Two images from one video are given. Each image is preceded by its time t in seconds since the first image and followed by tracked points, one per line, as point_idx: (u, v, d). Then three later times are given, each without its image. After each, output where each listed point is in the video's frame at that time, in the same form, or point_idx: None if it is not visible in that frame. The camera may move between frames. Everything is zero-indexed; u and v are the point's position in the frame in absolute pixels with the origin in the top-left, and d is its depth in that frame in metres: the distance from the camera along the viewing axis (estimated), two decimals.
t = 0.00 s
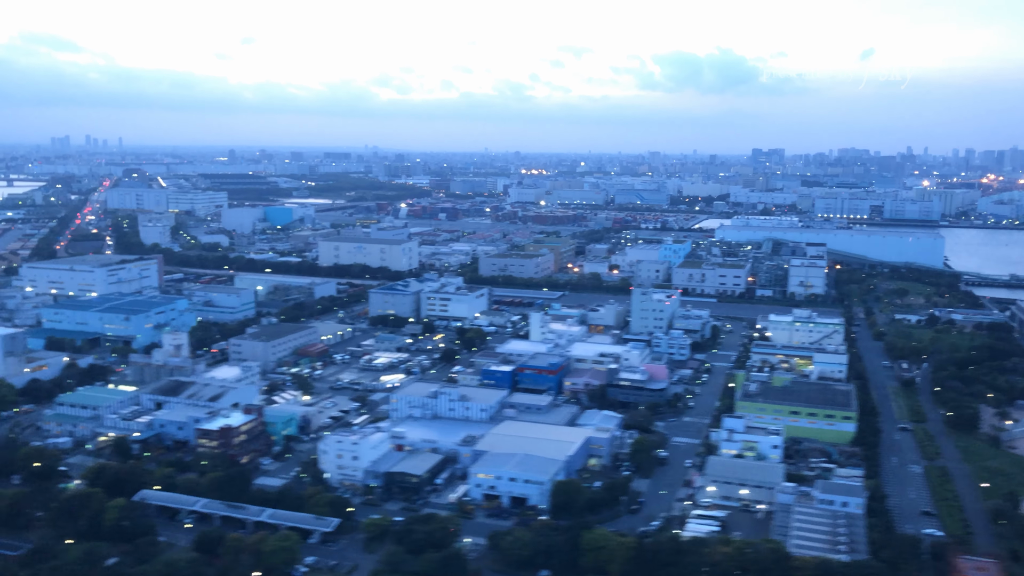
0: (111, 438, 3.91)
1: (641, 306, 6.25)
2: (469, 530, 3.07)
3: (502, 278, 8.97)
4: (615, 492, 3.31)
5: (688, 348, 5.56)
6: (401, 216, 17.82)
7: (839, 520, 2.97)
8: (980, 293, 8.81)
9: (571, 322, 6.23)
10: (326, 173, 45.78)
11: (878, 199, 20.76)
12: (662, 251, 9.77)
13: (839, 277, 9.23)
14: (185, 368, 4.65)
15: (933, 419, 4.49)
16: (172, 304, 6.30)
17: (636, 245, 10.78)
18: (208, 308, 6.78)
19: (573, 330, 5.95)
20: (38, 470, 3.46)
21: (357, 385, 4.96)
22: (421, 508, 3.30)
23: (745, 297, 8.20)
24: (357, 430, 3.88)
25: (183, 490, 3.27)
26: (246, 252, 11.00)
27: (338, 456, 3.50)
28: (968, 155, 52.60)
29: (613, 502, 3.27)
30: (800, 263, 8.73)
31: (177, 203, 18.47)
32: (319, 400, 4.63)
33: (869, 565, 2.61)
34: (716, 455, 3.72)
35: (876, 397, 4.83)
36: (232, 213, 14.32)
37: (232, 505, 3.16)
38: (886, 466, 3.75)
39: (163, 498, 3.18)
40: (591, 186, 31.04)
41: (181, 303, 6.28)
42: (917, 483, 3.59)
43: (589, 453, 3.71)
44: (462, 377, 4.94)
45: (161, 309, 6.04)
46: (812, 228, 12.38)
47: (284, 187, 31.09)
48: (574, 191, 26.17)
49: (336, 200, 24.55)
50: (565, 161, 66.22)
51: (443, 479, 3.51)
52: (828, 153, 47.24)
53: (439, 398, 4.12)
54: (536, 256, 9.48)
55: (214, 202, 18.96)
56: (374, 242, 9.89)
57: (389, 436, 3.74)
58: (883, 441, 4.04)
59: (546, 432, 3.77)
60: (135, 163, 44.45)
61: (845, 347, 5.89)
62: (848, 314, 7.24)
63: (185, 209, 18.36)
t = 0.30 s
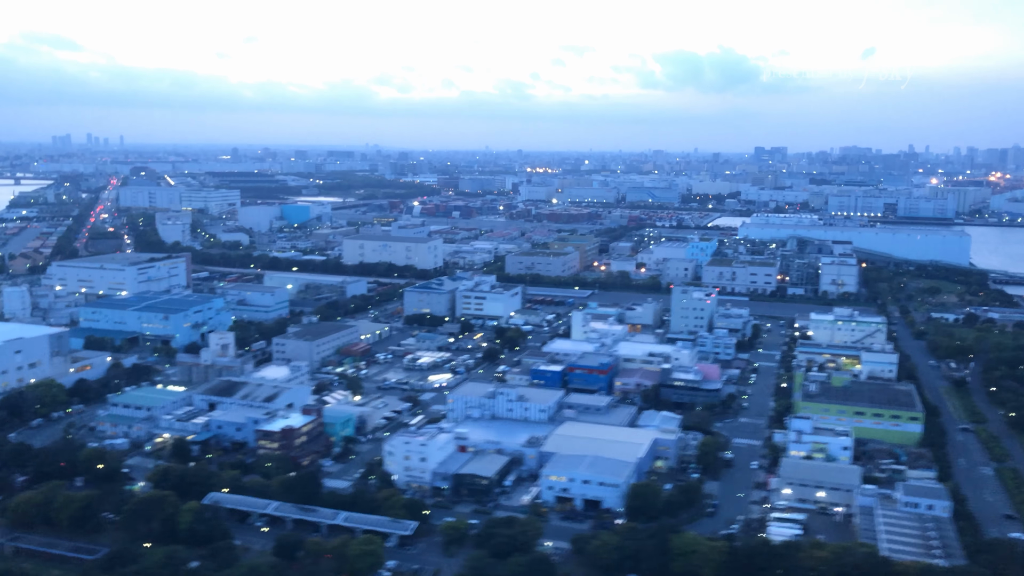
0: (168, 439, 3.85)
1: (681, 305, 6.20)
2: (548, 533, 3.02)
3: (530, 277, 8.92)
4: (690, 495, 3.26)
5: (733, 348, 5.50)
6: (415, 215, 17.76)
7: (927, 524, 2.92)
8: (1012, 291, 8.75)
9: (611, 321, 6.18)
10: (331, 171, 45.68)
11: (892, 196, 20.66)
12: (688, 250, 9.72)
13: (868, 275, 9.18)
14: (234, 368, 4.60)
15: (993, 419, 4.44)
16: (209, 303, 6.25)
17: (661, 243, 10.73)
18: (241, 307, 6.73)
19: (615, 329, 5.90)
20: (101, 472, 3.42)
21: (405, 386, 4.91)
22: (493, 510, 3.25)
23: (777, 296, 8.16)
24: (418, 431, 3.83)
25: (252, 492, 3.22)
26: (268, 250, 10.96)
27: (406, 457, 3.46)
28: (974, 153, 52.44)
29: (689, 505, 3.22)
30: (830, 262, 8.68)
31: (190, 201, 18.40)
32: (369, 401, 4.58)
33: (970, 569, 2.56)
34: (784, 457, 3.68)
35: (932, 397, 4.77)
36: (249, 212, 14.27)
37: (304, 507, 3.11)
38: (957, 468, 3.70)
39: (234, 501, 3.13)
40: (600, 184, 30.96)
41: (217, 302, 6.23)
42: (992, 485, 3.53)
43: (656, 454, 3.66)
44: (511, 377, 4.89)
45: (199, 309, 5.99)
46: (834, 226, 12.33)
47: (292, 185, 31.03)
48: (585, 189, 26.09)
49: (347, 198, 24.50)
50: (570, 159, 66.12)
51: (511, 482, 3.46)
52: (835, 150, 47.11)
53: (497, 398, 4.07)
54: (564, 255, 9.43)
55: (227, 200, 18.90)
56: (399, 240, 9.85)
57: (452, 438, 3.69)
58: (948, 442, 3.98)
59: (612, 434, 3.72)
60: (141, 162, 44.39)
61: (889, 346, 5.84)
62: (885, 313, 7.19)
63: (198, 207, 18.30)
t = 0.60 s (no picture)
0: (226, 442, 3.80)
1: (722, 305, 6.17)
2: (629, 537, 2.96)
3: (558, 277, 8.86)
4: (768, 497, 3.20)
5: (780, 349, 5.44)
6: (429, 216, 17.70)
7: (1019, 528, 2.87)
8: None
9: (651, 321, 6.13)
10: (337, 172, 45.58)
11: (905, 197, 20.57)
12: (715, 250, 9.68)
13: (898, 275, 9.11)
14: (284, 370, 4.55)
15: None
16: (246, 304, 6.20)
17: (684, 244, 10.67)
18: (276, 308, 6.68)
19: (657, 329, 5.84)
20: (166, 474, 3.37)
21: (453, 387, 4.85)
22: (568, 513, 3.19)
23: (809, 296, 8.11)
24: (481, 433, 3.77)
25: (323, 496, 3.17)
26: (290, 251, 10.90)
27: (474, 459, 3.40)
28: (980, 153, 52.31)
29: (768, 508, 3.16)
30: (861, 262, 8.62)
31: (203, 202, 18.32)
32: (421, 402, 4.52)
33: None
34: (855, 459, 3.62)
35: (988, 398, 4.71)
36: (266, 213, 14.22)
37: (377, 511, 3.07)
38: None
39: (306, 505, 3.08)
40: (609, 185, 30.90)
41: (254, 302, 6.16)
42: None
43: (724, 456, 3.60)
44: (561, 379, 4.83)
45: (237, 309, 5.93)
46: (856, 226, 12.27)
47: (300, 186, 30.97)
48: (595, 189, 26.01)
49: (357, 199, 24.43)
50: (575, 159, 66.04)
51: (582, 484, 3.40)
52: (841, 151, 46.97)
53: (556, 399, 4.01)
54: (591, 255, 9.37)
55: (240, 201, 18.83)
56: (424, 241, 9.80)
57: (518, 439, 3.63)
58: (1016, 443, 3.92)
59: (679, 435, 3.65)
60: (147, 163, 44.33)
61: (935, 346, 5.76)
62: (922, 313, 7.13)
63: (211, 208, 18.23)
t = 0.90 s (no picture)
0: (286, 446, 3.75)
1: (764, 305, 6.11)
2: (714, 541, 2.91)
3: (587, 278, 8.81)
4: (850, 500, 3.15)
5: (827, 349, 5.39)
6: (444, 217, 17.62)
7: None
8: None
9: (693, 321, 6.09)
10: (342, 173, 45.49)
11: (919, 196, 20.46)
12: (742, 250, 9.62)
13: (927, 275, 9.05)
14: (335, 371, 4.49)
15: None
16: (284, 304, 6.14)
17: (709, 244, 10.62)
18: (311, 309, 6.63)
19: (700, 330, 5.79)
20: (234, 478, 3.32)
21: (503, 388, 4.80)
22: (646, 516, 3.14)
23: (842, 296, 8.05)
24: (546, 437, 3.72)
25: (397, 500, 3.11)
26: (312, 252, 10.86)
27: (546, 461, 3.35)
28: (987, 154, 52.14)
29: (850, 511, 3.11)
30: (893, 262, 8.55)
31: (216, 203, 18.26)
32: (474, 404, 4.47)
33: None
34: (929, 461, 3.56)
35: None
36: (284, 213, 14.17)
37: (454, 514, 3.02)
38: None
39: (382, 508, 3.03)
40: (617, 185, 30.80)
41: (293, 303, 6.10)
42: None
43: (796, 459, 3.55)
44: (614, 380, 4.78)
45: (276, 310, 5.88)
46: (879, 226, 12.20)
47: (308, 187, 30.90)
48: (605, 190, 25.92)
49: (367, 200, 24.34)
50: (580, 160, 65.94)
51: (655, 487, 3.35)
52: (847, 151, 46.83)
53: (618, 401, 3.96)
54: (618, 256, 9.32)
55: (252, 201, 18.77)
56: (449, 241, 9.74)
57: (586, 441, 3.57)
58: None
59: (748, 438, 3.60)
60: (153, 164, 44.25)
61: (981, 346, 5.70)
62: (960, 314, 7.07)
63: (225, 209, 18.17)
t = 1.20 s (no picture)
0: (349, 448, 3.70)
1: (807, 306, 6.05)
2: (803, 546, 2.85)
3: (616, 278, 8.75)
4: (935, 504, 3.09)
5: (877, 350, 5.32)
6: (459, 217, 17.54)
7: None
8: None
9: (736, 322, 6.03)
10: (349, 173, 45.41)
11: (934, 196, 20.34)
12: (771, 250, 9.54)
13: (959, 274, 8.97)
14: (388, 373, 4.44)
15: None
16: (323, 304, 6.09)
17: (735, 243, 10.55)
18: (348, 309, 6.58)
19: (745, 330, 5.73)
20: (305, 481, 3.26)
21: (555, 389, 4.74)
22: (727, 520, 3.09)
23: (876, 296, 7.97)
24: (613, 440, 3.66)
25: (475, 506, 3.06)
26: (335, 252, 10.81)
27: (621, 465, 3.30)
28: (994, 153, 51.96)
29: (936, 516, 3.05)
30: (926, 262, 8.47)
31: (230, 203, 18.21)
32: (529, 405, 4.42)
33: None
34: (1006, 464, 3.49)
35: None
36: (302, 214, 14.12)
37: (535, 519, 2.96)
38: None
39: (461, 513, 2.98)
40: (627, 184, 30.69)
41: (333, 304, 6.04)
42: None
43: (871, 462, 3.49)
44: (667, 381, 4.73)
45: (316, 311, 5.83)
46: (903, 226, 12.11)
47: (317, 187, 30.83)
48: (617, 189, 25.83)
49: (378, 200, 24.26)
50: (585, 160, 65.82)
51: (732, 491, 3.29)
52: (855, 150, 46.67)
53: (683, 402, 3.90)
54: (646, 255, 9.25)
55: (266, 201, 18.72)
56: (475, 241, 9.68)
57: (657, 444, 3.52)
58: None
59: (821, 440, 3.55)
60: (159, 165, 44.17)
61: None
62: (1001, 314, 6.99)
63: (239, 209, 18.12)
